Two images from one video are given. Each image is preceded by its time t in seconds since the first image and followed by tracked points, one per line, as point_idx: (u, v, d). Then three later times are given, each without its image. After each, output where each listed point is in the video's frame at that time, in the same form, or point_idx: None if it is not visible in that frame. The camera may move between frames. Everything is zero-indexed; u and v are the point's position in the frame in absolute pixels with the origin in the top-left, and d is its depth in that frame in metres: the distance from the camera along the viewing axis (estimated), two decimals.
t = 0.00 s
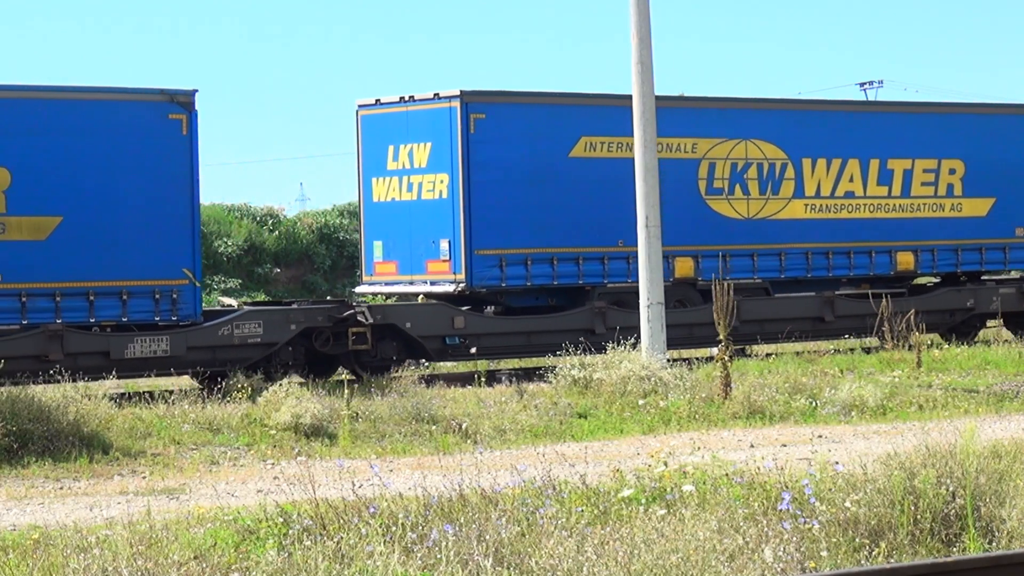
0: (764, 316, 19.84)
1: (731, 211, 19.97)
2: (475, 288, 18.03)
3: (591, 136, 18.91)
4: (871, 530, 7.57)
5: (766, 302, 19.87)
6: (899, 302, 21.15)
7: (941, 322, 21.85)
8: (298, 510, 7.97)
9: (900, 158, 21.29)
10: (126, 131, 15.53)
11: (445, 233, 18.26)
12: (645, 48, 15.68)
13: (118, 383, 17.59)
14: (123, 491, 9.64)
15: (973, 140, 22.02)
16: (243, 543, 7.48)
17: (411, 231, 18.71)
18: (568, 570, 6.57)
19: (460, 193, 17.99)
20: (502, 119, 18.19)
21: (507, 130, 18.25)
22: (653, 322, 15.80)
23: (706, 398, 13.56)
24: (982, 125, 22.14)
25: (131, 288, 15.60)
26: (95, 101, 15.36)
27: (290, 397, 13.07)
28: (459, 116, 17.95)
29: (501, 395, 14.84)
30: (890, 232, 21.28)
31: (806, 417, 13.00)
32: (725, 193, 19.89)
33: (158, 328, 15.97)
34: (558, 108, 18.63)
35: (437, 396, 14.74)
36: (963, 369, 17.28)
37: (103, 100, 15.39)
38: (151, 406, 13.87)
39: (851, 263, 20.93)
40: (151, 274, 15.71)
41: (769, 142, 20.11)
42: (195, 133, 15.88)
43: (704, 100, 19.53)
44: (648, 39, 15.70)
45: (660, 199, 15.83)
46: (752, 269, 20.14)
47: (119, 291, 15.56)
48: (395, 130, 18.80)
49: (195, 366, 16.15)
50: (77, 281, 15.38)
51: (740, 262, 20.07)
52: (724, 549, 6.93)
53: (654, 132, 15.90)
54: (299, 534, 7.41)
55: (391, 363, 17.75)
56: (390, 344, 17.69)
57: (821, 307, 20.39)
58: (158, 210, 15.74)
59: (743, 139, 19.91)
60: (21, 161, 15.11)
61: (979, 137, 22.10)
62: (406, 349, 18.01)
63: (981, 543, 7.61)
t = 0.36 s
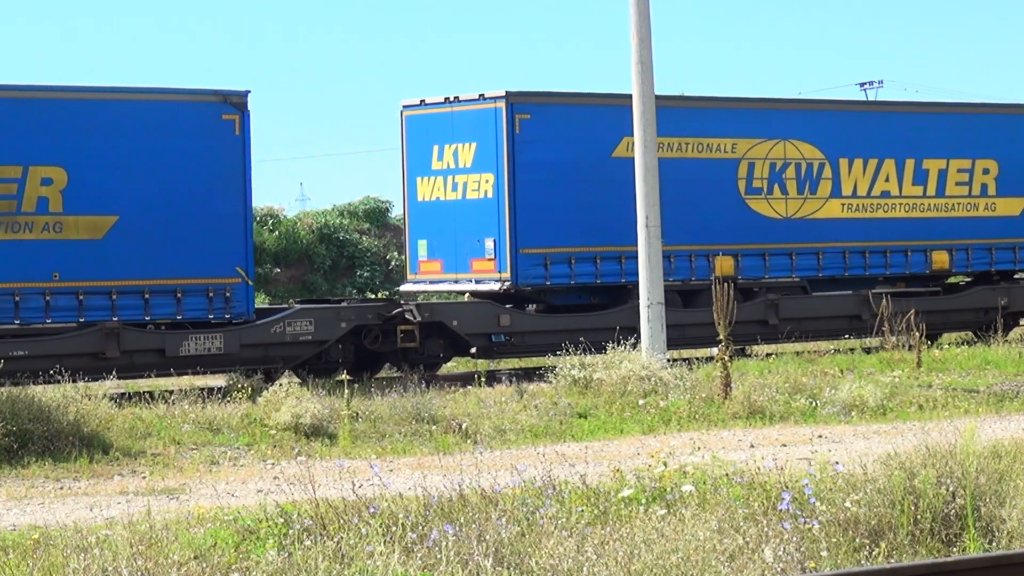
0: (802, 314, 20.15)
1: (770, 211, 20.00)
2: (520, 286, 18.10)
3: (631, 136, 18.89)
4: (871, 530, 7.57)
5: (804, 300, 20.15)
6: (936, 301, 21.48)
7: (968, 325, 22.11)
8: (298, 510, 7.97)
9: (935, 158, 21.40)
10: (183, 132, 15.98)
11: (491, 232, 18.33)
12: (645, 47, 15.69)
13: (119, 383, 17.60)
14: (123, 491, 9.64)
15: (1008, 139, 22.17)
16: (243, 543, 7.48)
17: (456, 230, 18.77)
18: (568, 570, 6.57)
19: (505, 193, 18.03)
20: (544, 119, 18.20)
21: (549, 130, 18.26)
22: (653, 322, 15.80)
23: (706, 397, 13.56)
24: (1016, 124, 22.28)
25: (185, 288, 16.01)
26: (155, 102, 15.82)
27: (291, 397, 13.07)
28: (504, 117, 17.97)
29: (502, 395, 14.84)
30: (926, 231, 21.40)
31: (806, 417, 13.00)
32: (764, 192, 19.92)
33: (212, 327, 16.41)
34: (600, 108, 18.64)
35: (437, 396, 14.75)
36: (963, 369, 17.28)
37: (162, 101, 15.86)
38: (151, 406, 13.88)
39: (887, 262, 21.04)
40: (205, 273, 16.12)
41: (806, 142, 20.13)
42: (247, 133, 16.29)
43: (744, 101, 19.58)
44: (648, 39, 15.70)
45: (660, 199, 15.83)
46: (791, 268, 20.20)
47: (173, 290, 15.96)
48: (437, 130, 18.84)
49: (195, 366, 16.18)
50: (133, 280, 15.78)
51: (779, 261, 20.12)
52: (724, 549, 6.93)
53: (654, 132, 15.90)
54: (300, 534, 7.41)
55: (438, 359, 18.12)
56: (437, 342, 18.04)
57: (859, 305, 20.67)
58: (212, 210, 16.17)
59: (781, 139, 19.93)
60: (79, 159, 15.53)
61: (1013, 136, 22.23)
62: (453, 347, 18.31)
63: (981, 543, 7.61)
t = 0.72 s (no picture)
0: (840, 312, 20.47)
1: (808, 210, 20.36)
2: (564, 284, 18.30)
3: (673, 136, 19.20)
4: (871, 530, 7.57)
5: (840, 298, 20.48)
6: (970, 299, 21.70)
7: (1002, 325, 22.28)
8: (298, 510, 7.97)
9: (968, 158, 21.86)
10: (237, 132, 16.32)
11: (535, 231, 18.49)
12: (645, 47, 15.69)
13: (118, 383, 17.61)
14: (123, 491, 9.64)
15: None
16: (243, 543, 7.48)
17: (500, 229, 18.97)
18: (568, 569, 6.57)
19: (550, 193, 18.26)
20: (589, 119, 18.43)
21: (593, 130, 18.50)
22: (653, 322, 15.80)
23: (706, 397, 13.57)
24: None
25: (238, 285, 16.34)
26: (209, 102, 16.16)
27: (291, 397, 13.08)
28: (548, 117, 18.18)
29: (501, 395, 14.85)
30: (961, 230, 21.79)
31: (806, 417, 13.00)
32: (802, 192, 20.28)
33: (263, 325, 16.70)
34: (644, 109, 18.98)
35: (437, 396, 14.75)
36: (963, 369, 17.28)
37: (217, 101, 16.20)
38: (151, 406, 13.87)
39: (922, 261, 21.45)
40: (257, 271, 16.45)
41: (842, 142, 20.53)
42: (298, 133, 16.62)
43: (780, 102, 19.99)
44: (648, 39, 15.70)
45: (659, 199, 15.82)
46: (827, 267, 20.61)
47: (226, 287, 16.29)
48: (482, 130, 19.06)
49: (195, 366, 16.17)
50: (188, 278, 16.10)
51: (816, 260, 20.50)
52: (724, 549, 6.93)
53: (654, 132, 15.89)
54: (299, 534, 7.41)
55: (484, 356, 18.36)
56: (482, 339, 18.28)
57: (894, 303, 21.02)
58: (264, 208, 16.51)
59: (818, 140, 20.33)
60: (135, 159, 15.84)
61: None
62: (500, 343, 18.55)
63: (981, 543, 7.61)
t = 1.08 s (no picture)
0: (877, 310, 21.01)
1: (846, 209, 20.87)
2: (608, 282, 18.70)
3: (714, 136, 19.67)
4: (871, 530, 7.57)
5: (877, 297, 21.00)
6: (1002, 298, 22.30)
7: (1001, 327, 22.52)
8: (298, 510, 7.97)
9: (1003, 158, 22.49)
10: (292, 132, 16.87)
11: (578, 230, 18.92)
12: (645, 47, 15.68)
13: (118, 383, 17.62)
14: (123, 491, 9.65)
15: None
16: (243, 543, 7.48)
17: (543, 228, 19.40)
18: (568, 569, 6.57)
19: (594, 191, 18.60)
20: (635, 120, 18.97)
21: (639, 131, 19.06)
22: (653, 322, 15.82)
23: (706, 398, 13.57)
24: None
25: (290, 284, 16.84)
26: (263, 103, 16.70)
27: (291, 397, 13.08)
28: (592, 118, 18.62)
29: (501, 395, 14.85)
30: (995, 229, 22.43)
31: (806, 417, 13.01)
32: (840, 191, 20.80)
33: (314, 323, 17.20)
34: (690, 110, 19.44)
35: (438, 396, 14.76)
36: (963, 369, 17.29)
37: (273, 102, 16.73)
38: (151, 406, 13.88)
39: (957, 260, 22.01)
40: (310, 269, 16.98)
41: (879, 143, 21.05)
42: (348, 134, 17.17)
43: (810, 102, 20.35)
44: (648, 39, 15.70)
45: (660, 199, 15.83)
46: (864, 266, 21.07)
47: (278, 286, 16.77)
48: (525, 131, 19.55)
49: (195, 366, 16.41)
50: (242, 276, 16.59)
51: (854, 259, 20.99)
52: (724, 549, 6.93)
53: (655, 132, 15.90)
54: (300, 534, 7.41)
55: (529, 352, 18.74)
56: (527, 336, 18.66)
57: (929, 301, 21.56)
58: (317, 208, 17.04)
59: (856, 140, 20.85)
60: (190, 159, 16.34)
61: None
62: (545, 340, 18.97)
63: (982, 543, 7.61)
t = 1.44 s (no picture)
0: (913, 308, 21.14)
1: (880, 208, 20.96)
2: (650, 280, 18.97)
3: (752, 136, 19.82)
4: (871, 530, 7.57)
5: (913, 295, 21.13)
6: None
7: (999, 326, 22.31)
8: (298, 510, 7.97)
9: None
10: (341, 132, 16.98)
11: (618, 228, 18.98)
12: (644, 47, 15.67)
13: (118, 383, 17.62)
14: (123, 491, 9.64)
15: None
16: (243, 543, 7.48)
17: (584, 228, 19.49)
18: (568, 570, 6.57)
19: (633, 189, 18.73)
20: (673, 120, 19.12)
21: (678, 131, 19.19)
22: (653, 322, 15.81)
23: (706, 397, 13.57)
24: None
25: (340, 282, 17.02)
26: (314, 104, 16.83)
27: (291, 397, 13.07)
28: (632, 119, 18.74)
29: (501, 395, 14.84)
30: None
31: (806, 417, 13.00)
32: (875, 191, 20.89)
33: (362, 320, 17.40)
34: (727, 110, 19.58)
35: (437, 396, 14.75)
36: (963, 369, 17.28)
37: (323, 103, 16.85)
38: (151, 406, 13.87)
39: (991, 258, 22.09)
40: (359, 268, 17.13)
41: (913, 142, 21.15)
42: (395, 133, 17.28)
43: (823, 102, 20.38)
44: (648, 39, 15.68)
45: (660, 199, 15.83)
46: (900, 264, 21.20)
47: (328, 284, 16.96)
48: (566, 131, 19.65)
49: (195, 367, 16.39)
50: (293, 275, 16.77)
51: (889, 257, 21.11)
52: (724, 549, 6.93)
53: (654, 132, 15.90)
54: (299, 534, 7.41)
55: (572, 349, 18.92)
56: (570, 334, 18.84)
57: (964, 299, 21.71)
58: (366, 208, 17.17)
59: (891, 139, 20.94)
60: (242, 159, 16.46)
61: None
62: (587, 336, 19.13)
63: (981, 543, 7.61)
